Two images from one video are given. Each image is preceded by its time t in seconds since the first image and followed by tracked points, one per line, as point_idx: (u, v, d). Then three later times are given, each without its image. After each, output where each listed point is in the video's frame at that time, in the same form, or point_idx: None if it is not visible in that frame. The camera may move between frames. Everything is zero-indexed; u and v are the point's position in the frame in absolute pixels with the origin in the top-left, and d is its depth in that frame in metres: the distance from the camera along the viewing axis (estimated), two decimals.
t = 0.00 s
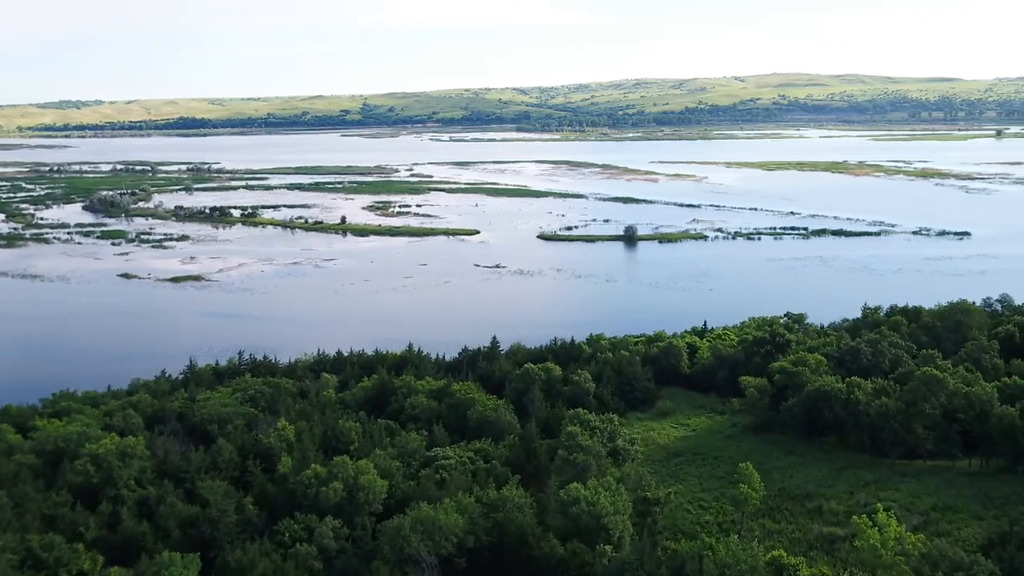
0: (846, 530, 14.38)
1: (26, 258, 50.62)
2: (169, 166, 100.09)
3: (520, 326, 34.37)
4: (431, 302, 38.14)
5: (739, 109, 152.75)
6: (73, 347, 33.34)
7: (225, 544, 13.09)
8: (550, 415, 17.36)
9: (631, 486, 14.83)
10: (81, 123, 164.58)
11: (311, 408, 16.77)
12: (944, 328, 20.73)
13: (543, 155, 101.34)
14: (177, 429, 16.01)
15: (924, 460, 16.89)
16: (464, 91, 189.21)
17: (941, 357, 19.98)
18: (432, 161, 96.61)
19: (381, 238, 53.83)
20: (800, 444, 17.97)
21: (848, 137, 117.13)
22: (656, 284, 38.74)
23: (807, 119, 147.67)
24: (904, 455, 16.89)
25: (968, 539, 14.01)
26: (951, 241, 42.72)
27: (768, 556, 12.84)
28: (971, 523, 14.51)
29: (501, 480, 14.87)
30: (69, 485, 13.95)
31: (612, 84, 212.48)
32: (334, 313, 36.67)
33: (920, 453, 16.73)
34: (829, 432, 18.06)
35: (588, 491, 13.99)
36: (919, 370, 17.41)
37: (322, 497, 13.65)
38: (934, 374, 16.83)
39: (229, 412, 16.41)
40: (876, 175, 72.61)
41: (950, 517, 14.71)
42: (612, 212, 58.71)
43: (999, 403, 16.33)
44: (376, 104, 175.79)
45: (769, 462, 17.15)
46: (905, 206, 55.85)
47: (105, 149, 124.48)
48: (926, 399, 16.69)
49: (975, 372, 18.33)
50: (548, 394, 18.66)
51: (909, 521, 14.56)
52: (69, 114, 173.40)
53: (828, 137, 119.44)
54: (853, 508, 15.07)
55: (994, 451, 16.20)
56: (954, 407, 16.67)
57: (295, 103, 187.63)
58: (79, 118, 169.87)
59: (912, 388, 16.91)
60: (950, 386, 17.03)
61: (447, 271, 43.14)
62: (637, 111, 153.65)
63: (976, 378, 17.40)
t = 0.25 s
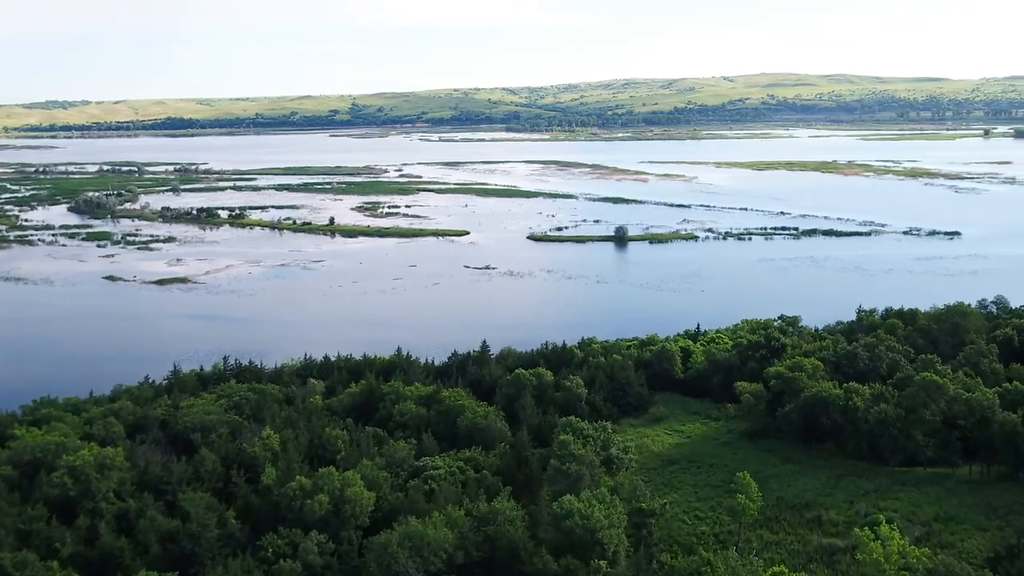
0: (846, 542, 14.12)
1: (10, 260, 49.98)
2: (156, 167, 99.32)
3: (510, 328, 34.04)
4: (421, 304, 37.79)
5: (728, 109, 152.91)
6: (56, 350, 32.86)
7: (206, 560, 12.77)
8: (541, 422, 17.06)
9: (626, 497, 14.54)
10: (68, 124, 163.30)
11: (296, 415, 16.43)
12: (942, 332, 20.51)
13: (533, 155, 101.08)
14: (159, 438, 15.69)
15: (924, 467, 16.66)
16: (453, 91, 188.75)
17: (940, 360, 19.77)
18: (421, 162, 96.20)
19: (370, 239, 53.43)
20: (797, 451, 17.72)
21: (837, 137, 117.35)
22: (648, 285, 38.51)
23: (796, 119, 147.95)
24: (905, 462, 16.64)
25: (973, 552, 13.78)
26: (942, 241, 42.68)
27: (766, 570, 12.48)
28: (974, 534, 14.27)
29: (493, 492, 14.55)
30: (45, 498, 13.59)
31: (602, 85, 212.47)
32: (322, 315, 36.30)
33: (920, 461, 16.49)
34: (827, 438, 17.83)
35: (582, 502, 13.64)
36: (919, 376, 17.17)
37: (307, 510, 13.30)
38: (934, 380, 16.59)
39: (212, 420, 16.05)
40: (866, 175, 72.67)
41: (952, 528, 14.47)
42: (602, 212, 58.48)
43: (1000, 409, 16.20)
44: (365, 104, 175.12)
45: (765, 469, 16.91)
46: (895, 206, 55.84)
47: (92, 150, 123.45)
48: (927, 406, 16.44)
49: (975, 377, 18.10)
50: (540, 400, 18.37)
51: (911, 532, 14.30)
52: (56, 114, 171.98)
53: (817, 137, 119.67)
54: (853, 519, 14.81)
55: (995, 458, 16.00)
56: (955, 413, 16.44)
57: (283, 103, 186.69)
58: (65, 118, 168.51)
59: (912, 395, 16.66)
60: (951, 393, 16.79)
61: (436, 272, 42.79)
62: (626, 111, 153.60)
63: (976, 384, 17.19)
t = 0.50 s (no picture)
0: (847, 556, 13.79)
1: None
2: (141, 168, 98.40)
3: (499, 331, 33.66)
4: (409, 306, 37.38)
5: (716, 109, 153.09)
6: (37, 356, 32.32)
7: None
8: (532, 431, 16.70)
9: (620, 510, 14.20)
10: (52, 124, 161.77)
11: (280, 424, 16.04)
12: (939, 336, 20.27)
13: (522, 155, 100.79)
14: (138, 450, 15.29)
15: (926, 476, 16.36)
16: (442, 91, 188.22)
17: (938, 366, 19.53)
18: (409, 162, 95.75)
19: (358, 241, 52.94)
20: (794, 460, 17.44)
21: (825, 137, 117.69)
22: (638, 286, 38.25)
23: (783, 119, 148.32)
24: (905, 471, 16.34)
25: (978, 567, 13.47)
26: (932, 241, 42.65)
27: None
28: (979, 548, 13.97)
29: (483, 506, 14.17)
30: (17, 514, 13.15)
31: (590, 85, 212.48)
32: (310, 319, 35.84)
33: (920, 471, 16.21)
34: (824, 446, 17.56)
35: (576, 517, 13.26)
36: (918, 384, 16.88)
37: (289, 526, 12.88)
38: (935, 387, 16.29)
39: (193, 430, 15.64)
40: (854, 175, 72.73)
41: (956, 542, 14.17)
42: (592, 213, 58.19)
43: (1002, 416, 15.94)
44: (353, 105, 174.43)
45: (761, 478, 16.63)
46: (884, 206, 55.85)
47: (76, 151, 122.20)
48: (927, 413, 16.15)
49: (975, 384, 17.85)
50: (530, 409, 18.03)
51: (914, 546, 13.99)
52: (40, 114, 170.38)
53: (804, 137, 119.93)
54: (854, 533, 14.50)
55: (1000, 467, 15.71)
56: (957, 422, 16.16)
57: (270, 103, 185.64)
58: (50, 119, 166.95)
59: (912, 403, 16.37)
60: (952, 402, 16.51)
61: (425, 274, 42.39)
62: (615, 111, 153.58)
63: (978, 391, 16.92)
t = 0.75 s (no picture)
0: (848, 569, 13.51)
1: None
2: (128, 168, 97.59)
3: (490, 333, 33.34)
4: (398, 308, 37.00)
5: (706, 109, 153.22)
6: (20, 360, 31.85)
7: None
8: (525, 439, 16.39)
9: (616, 522, 13.90)
10: (38, 125, 160.38)
11: (265, 432, 15.70)
12: (937, 340, 20.05)
13: (512, 156, 100.54)
14: (120, 460, 14.96)
15: (927, 484, 16.12)
16: (431, 92, 187.68)
17: (937, 370, 19.30)
18: (399, 163, 95.32)
19: (347, 242, 52.52)
20: (792, 468, 17.19)
21: (814, 137, 117.92)
22: (629, 288, 38.03)
23: (773, 119, 148.60)
24: (906, 479, 16.10)
25: None
26: (923, 241, 42.57)
27: None
28: (984, 560, 13.71)
29: (475, 518, 13.85)
30: None
31: (580, 85, 212.45)
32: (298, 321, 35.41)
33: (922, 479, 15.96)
34: (822, 453, 17.34)
35: (571, 530, 12.93)
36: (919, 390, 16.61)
37: (274, 541, 12.53)
38: (937, 394, 16.04)
39: (176, 439, 15.30)
40: (844, 175, 72.77)
41: (959, 553, 13.91)
42: (582, 213, 57.87)
43: (1005, 423, 15.68)
44: (342, 105, 173.77)
45: (760, 488, 16.37)
46: (875, 206, 55.79)
47: (62, 151, 121.17)
48: (929, 420, 15.87)
49: (975, 389, 17.60)
50: (522, 416, 17.72)
51: (918, 558, 13.70)
52: (26, 115, 168.88)
53: (794, 137, 120.07)
54: (855, 545, 14.24)
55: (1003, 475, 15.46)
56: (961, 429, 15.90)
57: (259, 103, 184.63)
58: (36, 119, 165.56)
59: (913, 410, 16.09)
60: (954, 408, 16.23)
61: (415, 275, 42.02)
62: (604, 111, 153.48)
63: (980, 397, 16.67)
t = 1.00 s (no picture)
0: None
1: None
2: (113, 169, 96.57)
3: (479, 336, 32.93)
4: (386, 311, 36.57)
5: (694, 109, 153.29)
6: None
7: None
8: (516, 449, 16.05)
9: (611, 535, 13.57)
10: (22, 125, 158.71)
11: (249, 442, 15.33)
12: (936, 345, 19.79)
13: (500, 156, 100.18)
14: (97, 472, 14.57)
15: (929, 494, 15.85)
16: (419, 91, 187.06)
17: (936, 375, 19.06)
18: (387, 163, 94.77)
19: (335, 244, 52.01)
20: (790, 477, 16.91)
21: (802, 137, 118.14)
22: (620, 289, 37.75)
23: (761, 118, 148.85)
24: (908, 489, 15.83)
25: None
26: (913, 242, 42.51)
27: None
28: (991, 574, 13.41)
29: (466, 533, 13.51)
30: None
31: (568, 84, 212.33)
32: (284, 325, 34.92)
33: (924, 489, 15.69)
34: (821, 461, 17.06)
35: (565, 547, 12.57)
36: (922, 398, 16.30)
37: (256, 559, 12.15)
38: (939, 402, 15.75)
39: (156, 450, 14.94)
40: (833, 175, 72.80)
41: (965, 567, 13.63)
42: (572, 214, 57.60)
43: (1009, 432, 15.41)
44: (330, 105, 172.90)
45: (758, 498, 16.05)
46: (864, 206, 55.77)
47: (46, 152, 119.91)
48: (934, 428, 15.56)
49: (977, 397, 17.35)
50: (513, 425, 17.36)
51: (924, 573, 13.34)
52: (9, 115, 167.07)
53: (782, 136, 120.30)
54: (857, 559, 13.92)
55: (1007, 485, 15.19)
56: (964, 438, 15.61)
57: (246, 103, 183.51)
58: (20, 119, 163.82)
59: (916, 418, 15.81)
60: (958, 418, 15.96)
61: (403, 277, 41.60)
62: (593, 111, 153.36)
63: (983, 405, 16.39)
